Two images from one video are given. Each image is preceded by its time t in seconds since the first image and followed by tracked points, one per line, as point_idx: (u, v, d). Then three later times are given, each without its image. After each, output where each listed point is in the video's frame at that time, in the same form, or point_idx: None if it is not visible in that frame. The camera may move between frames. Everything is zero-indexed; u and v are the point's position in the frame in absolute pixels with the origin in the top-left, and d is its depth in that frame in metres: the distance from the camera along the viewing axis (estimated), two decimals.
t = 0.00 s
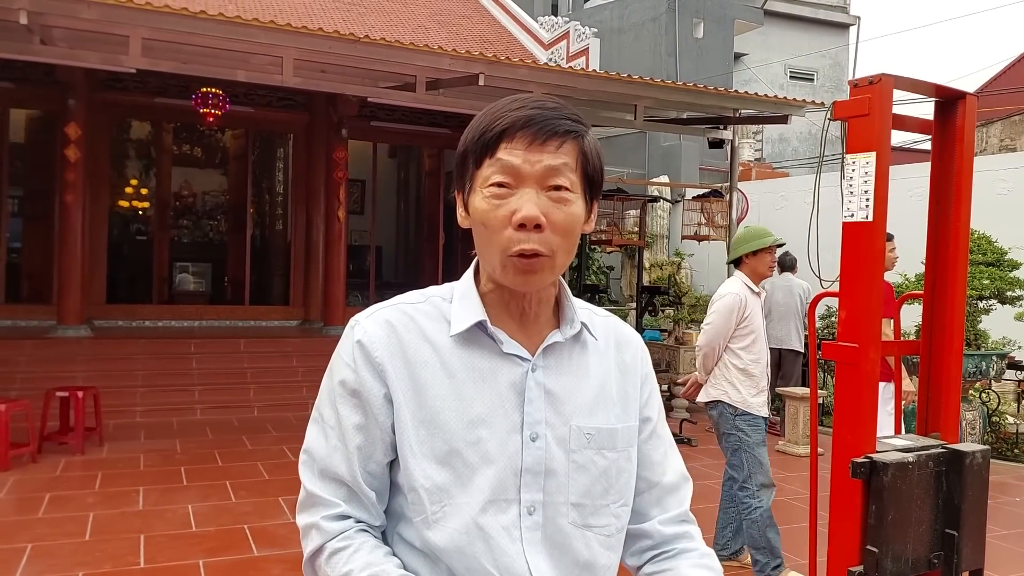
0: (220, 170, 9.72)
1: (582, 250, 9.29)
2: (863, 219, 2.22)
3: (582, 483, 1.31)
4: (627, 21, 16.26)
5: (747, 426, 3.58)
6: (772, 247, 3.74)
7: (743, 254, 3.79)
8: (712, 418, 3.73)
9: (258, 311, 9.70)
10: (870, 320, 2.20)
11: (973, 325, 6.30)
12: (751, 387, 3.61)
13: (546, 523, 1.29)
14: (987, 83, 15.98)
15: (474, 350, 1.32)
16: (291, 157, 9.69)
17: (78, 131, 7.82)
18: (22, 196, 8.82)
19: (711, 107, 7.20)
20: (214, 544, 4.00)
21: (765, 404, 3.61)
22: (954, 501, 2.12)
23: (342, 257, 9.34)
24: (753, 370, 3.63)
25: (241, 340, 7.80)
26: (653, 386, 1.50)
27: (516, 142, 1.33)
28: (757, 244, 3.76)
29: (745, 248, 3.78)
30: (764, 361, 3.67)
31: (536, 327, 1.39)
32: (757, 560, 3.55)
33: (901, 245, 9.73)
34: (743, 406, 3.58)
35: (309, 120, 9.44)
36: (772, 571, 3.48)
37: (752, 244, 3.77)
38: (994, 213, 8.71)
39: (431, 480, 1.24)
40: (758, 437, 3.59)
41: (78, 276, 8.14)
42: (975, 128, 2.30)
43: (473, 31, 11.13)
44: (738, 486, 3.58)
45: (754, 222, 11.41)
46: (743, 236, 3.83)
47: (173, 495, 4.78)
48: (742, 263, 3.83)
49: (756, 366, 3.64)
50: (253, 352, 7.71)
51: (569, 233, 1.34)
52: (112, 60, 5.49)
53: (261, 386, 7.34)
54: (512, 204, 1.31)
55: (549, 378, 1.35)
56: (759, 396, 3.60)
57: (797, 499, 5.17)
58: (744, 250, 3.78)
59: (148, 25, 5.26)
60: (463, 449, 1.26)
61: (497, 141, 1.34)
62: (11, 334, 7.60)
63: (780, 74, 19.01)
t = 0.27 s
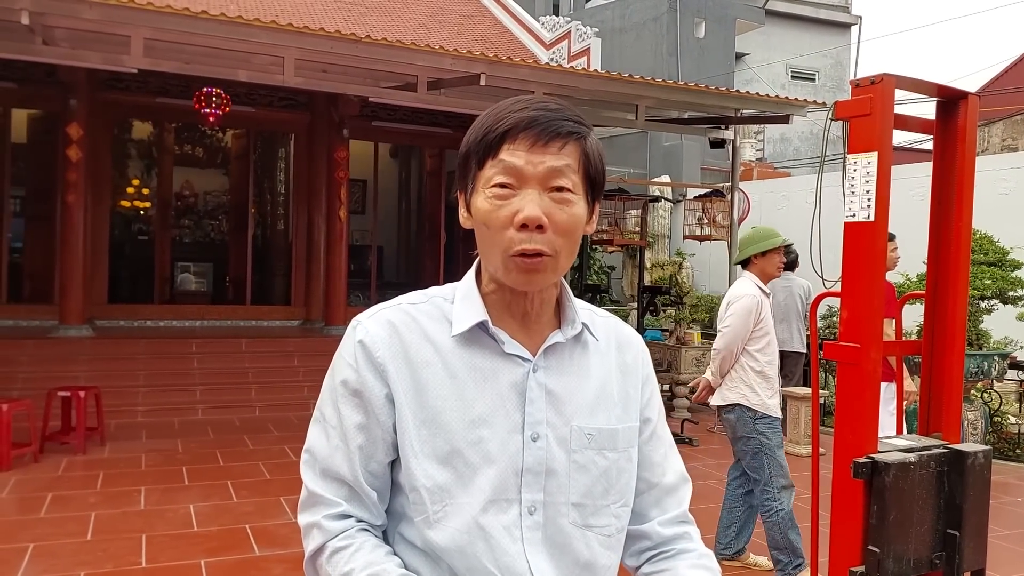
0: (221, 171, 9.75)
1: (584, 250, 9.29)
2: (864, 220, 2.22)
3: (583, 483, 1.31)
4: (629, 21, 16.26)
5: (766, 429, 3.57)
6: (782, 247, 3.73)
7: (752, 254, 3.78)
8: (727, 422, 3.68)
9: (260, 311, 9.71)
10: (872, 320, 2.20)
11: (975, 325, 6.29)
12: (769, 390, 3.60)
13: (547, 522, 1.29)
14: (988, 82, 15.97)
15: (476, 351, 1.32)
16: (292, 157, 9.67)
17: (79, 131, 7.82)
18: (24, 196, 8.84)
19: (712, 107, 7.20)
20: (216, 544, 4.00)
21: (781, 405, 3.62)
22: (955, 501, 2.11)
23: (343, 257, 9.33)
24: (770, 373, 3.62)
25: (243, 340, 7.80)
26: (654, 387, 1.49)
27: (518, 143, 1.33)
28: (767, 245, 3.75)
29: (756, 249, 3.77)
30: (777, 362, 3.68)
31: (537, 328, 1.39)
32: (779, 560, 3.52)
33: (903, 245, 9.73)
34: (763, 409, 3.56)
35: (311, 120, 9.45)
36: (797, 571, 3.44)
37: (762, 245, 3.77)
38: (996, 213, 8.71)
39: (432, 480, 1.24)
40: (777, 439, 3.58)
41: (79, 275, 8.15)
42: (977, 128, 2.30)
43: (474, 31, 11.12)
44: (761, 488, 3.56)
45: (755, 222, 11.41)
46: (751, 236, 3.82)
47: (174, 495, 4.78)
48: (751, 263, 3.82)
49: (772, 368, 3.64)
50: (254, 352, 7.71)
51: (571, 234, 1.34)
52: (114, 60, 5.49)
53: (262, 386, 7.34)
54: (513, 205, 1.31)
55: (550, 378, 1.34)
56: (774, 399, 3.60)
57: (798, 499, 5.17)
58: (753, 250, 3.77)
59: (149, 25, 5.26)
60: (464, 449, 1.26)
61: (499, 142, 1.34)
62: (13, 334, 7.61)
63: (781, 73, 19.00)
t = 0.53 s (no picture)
0: (221, 170, 9.75)
1: (584, 250, 9.29)
2: (865, 219, 2.22)
3: (583, 483, 1.31)
4: (630, 21, 16.27)
5: (777, 430, 3.56)
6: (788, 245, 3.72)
7: (758, 254, 3.78)
8: (737, 422, 3.68)
9: (261, 310, 9.72)
10: (872, 320, 2.20)
11: (976, 325, 6.29)
12: (781, 390, 3.60)
13: (547, 522, 1.29)
14: (989, 82, 15.96)
15: (475, 351, 1.32)
16: (293, 157, 9.65)
17: (80, 131, 7.82)
18: (25, 197, 8.85)
19: (713, 107, 7.19)
20: (217, 544, 4.00)
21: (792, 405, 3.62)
22: (956, 501, 2.11)
23: (344, 257, 9.34)
24: (782, 373, 3.62)
25: (243, 340, 7.79)
26: (654, 387, 1.49)
27: (517, 144, 1.33)
28: (773, 244, 3.75)
29: (763, 249, 3.76)
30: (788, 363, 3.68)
31: (536, 328, 1.39)
32: (780, 560, 3.54)
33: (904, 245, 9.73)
34: (775, 409, 3.56)
35: (311, 120, 9.44)
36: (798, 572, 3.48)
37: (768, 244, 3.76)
38: (997, 213, 8.70)
39: (432, 480, 1.24)
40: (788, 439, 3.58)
41: (80, 275, 8.15)
42: (977, 129, 2.30)
43: (475, 31, 11.12)
44: (768, 489, 3.56)
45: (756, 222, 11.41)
46: (756, 235, 3.82)
47: (175, 495, 4.78)
48: (757, 263, 3.82)
49: (784, 368, 3.64)
50: (255, 352, 7.71)
51: (570, 235, 1.34)
52: (114, 60, 5.49)
53: (263, 386, 7.34)
54: (513, 206, 1.31)
55: (550, 379, 1.35)
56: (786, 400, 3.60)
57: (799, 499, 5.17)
58: (759, 249, 3.77)
59: (150, 25, 5.25)
60: (464, 449, 1.26)
61: (498, 143, 1.33)
62: (13, 334, 7.61)
63: (782, 73, 18.99)
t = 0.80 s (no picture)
0: (221, 170, 9.76)
1: (584, 250, 9.29)
2: (864, 220, 2.21)
3: (582, 484, 1.31)
4: (629, 21, 16.27)
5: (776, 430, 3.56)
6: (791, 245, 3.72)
7: (761, 254, 3.78)
8: (736, 422, 3.68)
9: (261, 310, 9.72)
10: (872, 321, 2.20)
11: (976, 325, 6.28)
12: (779, 392, 3.59)
13: (546, 524, 1.29)
14: (989, 82, 15.96)
15: (475, 353, 1.32)
16: (292, 157, 9.64)
17: (80, 131, 7.82)
18: (25, 196, 8.86)
19: (713, 107, 7.19)
20: (216, 544, 4.00)
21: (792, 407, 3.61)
22: (956, 501, 2.11)
23: (344, 257, 9.34)
24: (780, 375, 3.62)
25: (243, 340, 7.78)
26: (652, 388, 1.50)
27: (516, 146, 1.33)
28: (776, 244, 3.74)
29: (766, 248, 3.76)
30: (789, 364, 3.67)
31: (536, 330, 1.40)
32: (780, 560, 3.54)
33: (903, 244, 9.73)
34: (773, 410, 3.56)
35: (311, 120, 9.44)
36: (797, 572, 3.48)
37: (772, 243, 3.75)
38: (996, 213, 8.70)
39: (432, 482, 1.24)
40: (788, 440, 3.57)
41: (80, 275, 8.15)
42: (977, 130, 2.30)
43: (474, 31, 11.12)
44: (769, 489, 3.56)
45: (756, 222, 11.41)
46: (759, 236, 3.81)
47: (175, 495, 4.78)
48: (760, 263, 3.81)
49: (783, 369, 3.63)
50: (255, 352, 7.70)
51: (568, 237, 1.34)
52: (114, 60, 5.48)
53: (263, 386, 7.34)
54: (512, 208, 1.31)
55: (549, 380, 1.35)
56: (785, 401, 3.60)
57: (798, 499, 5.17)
58: (762, 250, 3.76)
59: (150, 25, 5.25)
60: (463, 452, 1.26)
61: (497, 146, 1.33)
62: (13, 334, 7.61)
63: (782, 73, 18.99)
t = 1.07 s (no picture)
0: (221, 170, 9.76)
1: (584, 250, 9.28)
2: (865, 220, 2.21)
3: (583, 483, 1.31)
4: (630, 21, 16.27)
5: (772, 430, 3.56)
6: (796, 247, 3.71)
7: (766, 255, 3.77)
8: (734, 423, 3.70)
9: (261, 310, 9.71)
10: (873, 321, 2.20)
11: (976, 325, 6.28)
12: (772, 393, 3.60)
13: (548, 523, 1.29)
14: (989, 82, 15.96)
15: (476, 353, 1.32)
16: (292, 157, 9.64)
17: (80, 131, 7.81)
18: (25, 196, 8.86)
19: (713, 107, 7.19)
20: (216, 544, 4.00)
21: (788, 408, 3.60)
22: (956, 501, 2.12)
23: (344, 256, 9.33)
24: (774, 376, 3.62)
25: (243, 340, 7.77)
26: (651, 387, 1.50)
27: (516, 147, 1.33)
28: (780, 245, 3.74)
29: (770, 249, 3.76)
30: (785, 365, 3.67)
31: (536, 329, 1.40)
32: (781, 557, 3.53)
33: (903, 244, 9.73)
34: (767, 410, 3.57)
35: (311, 120, 9.44)
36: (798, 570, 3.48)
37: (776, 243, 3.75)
38: (996, 212, 8.70)
39: (434, 482, 1.24)
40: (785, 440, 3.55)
41: (81, 275, 8.16)
42: (977, 130, 2.30)
43: (474, 31, 11.12)
44: (774, 484, 3.54)
45: (756, 222, 11.40)
46: (765, 236, 3.81)
47: (175, 495, 4.77)
48: (765, 264, 3.81)
49: (778, 370, 3.63)
50: (255, 352, 7.69)
51: (569, 237, 1.34)
52: (114, 60, 5.48)
53: (263, 386, 7.34)
54: (512, 208, 1.31)
55: (550, 380, 1.35)
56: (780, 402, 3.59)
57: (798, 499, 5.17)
58: (767, 251, 3.76)
59: (150, 25, 5.25)
60: (465, 451, 1.26)
61: (497, 146, 1.33)
62: (13, 334, 7.60)
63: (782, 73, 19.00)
